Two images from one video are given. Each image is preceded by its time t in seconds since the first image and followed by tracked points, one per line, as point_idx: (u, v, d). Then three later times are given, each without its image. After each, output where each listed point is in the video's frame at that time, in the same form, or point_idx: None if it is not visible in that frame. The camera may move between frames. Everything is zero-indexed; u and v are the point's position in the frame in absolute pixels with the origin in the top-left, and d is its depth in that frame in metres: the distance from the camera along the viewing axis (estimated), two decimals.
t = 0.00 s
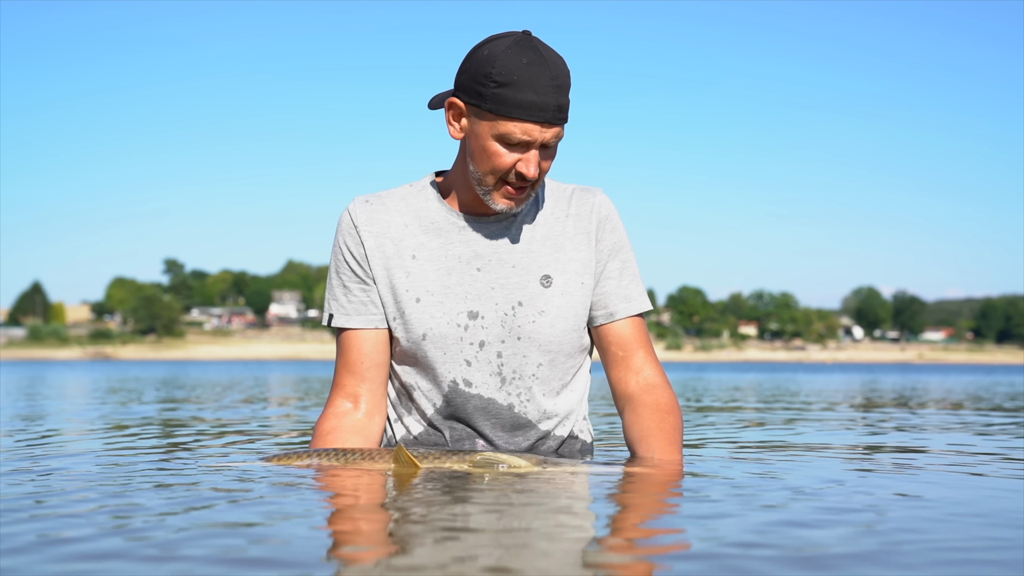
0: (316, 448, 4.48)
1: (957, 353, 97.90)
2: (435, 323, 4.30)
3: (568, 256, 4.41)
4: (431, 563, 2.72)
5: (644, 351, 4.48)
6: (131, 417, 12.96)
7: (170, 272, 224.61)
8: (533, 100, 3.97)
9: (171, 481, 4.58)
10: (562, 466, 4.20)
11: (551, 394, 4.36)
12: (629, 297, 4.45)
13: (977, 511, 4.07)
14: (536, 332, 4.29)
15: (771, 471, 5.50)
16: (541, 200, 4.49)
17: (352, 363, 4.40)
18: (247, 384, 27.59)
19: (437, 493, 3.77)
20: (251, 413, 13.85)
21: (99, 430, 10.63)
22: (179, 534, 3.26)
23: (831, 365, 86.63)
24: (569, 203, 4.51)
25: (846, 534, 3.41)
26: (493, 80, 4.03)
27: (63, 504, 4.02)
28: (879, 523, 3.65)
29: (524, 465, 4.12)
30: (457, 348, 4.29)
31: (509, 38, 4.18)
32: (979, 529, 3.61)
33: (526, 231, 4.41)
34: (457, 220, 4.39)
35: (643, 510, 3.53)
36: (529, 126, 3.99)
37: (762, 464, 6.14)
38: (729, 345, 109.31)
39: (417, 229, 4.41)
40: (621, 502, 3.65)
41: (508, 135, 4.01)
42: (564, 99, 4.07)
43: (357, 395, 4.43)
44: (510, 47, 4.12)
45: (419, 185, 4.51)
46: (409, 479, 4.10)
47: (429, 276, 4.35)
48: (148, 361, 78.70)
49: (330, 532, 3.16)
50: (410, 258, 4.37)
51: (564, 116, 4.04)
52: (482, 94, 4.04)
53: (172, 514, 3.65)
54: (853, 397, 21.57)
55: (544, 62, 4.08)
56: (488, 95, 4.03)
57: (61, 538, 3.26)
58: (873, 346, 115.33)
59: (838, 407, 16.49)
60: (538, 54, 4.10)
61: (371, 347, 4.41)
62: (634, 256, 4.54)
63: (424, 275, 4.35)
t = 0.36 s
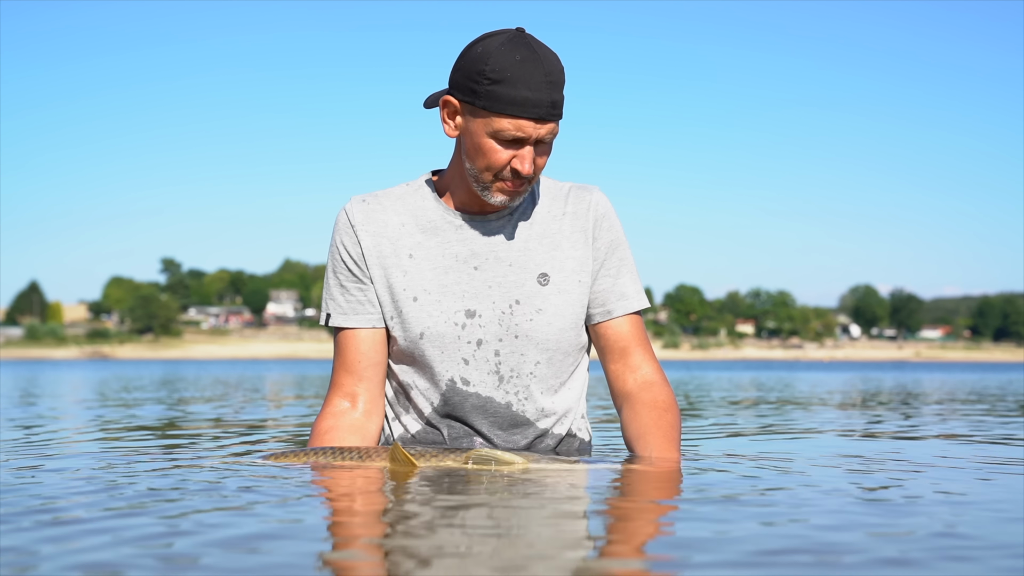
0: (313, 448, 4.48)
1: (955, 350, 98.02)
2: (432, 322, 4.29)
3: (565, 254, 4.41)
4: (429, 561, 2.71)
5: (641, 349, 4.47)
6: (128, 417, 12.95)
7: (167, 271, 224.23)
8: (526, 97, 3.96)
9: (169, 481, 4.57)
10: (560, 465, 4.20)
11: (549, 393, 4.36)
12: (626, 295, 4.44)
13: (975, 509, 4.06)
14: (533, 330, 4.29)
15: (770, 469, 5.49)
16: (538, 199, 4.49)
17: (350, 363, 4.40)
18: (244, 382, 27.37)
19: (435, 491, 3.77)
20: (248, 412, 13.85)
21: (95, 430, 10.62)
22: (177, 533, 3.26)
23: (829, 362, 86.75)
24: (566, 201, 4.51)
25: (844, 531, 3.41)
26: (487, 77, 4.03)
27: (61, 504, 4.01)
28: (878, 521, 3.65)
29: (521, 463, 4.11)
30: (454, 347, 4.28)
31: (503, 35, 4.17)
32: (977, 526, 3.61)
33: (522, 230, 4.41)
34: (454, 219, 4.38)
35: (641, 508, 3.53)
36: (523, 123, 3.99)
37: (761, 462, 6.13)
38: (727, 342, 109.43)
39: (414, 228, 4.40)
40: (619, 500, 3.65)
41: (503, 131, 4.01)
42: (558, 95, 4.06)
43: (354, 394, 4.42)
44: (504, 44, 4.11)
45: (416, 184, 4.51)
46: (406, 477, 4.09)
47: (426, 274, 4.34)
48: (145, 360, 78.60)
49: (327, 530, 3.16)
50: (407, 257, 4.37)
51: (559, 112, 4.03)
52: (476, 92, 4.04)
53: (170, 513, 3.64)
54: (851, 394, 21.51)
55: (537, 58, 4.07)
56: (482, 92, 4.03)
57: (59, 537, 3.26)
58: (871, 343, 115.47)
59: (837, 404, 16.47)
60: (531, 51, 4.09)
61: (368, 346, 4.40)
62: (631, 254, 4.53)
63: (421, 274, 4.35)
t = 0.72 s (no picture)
0: (312, 445, 4.45)
1: (954, 348, 98.00)
2: (433, 317, 4.28)
3: (566, 250, 4.39)
4: (430, 559, 2.68)
5: (642, 346, 4.45)
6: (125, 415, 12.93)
7: (166, 270, 224.15)
8: (525, 91, 3.94)
9: (166, 479, 4.54)
10: (559, 462, 4.17)
11: (549, 388, 4.34)
12: (627, 292, 4.43)
13: (976, 506, 4.05)
14: (534, 325, 4.27)
15: (769, 468, 5.47)
16: (539, 195, 4.48)
17: (349, 360, 4.38)
18: (243, 381, 27.37)
19: (435, 489, 3.75)
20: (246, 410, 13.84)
21: (93, 428, 10.59)
22: (175, 531, 3.23)
23: (828, 360, 86.84)
24: (567, 197, 4.49)
25: (848, 529, 3.39)
26: (486, 72, 4.01)
27: (58, 502, 3.98)
28: (880, 518, 3.63)
29: (523, 460, 4.06)
30: (455, 342, 4.27)
31: (501, 32, 4.15)
32: (981, 524, 3.59)
33: (523, 225, 4.39)
34: (454, 215, 4.37)
35: (644, 505, 3.50)
36: (522, 117, 3.97)
37: (760, 460, 6.11)
38: (726, 340, 109.49)
39: (414, 224, 4.38)
40: (620, 498, 3.62)
41: (502, 127, 3.99)
42: (557, 89, 4.04)
43: (353, 391, 4.40)
44: (503, 40, 4.10)
45: (416, 181, 4.49)
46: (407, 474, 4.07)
47: (427, 270, 4.32)
48: (145, 358, 78.58)
49: (328, 529, 3.13)
50: (407, 252, 4.35)
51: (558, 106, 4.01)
52: (475, 87, 4.03)
53: (168, 511, 3.62)
54: (847, 392, 21.49)
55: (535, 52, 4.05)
56: (481, 87, 4.01)
57: (57, 536, 3.23)
58: (869, 341, 115.52)
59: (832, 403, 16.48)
60: (529, 45, 4.08)
61: (366, 344, 4.38)
62: (632, 251, 4.51)
63: (422, 270, 4.33)
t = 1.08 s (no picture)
0: (311, 445, 4.44)
1: (953, 347, 97.89)
2: (433, 317, 4.26)
3: (567, 251, 4.38)
4: (430, 560, 2.67)
5: (642, 347, 4.44)
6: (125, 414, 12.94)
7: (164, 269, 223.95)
8: (509, 66, 3.97)
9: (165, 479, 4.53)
10: (559, 462, 4.16)
11: (549, 389, 4.33)
12: (628, 293, 4.41)
13: (978, 506, 4.04)
14: (534, 326, 4.26)
15: (770, 467, 5.45)
16: (539, 195, 4.46)
17: (348, 361, 4.37)
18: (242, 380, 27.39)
19: (434, 489, 3.73)
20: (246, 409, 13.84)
21: (93, 427, 10.58)
22: (174, 530, 3.22)
23: (827, 359, 86.95)
24: (567, 197, 4.48)
25: (849, 529, 3.38)
26: (474, 50, 4.05)
27: (57, 502, 3.97)
28: (881, 518, 3.62)
29: (523, 461, 4.05)
30: (455, 343, 4.26)
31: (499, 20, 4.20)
32: (982, 523, 3.58)
33: (524, 225, 4.38)
34: (454, 215, 4.35)
35: (644, 506, 3.49)
36: (506, 92, 3.99)
37: (761, 459, 6.09)
38: (724, 339, 109.56)
39: (414, 224, 4.37)
40: (621, 497, 3.61)
41: (487, 101, 4.02)
42: (546, 69, 4.04)
43: (352, 391, 4.40)
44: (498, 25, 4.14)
45: (417, 180, 4.48)
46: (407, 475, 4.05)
47: (427, 270, 4.31)
48: (144, 357, 78.60)
49: (327, 528, 3.12)
50: (408, 253, 4.34)
51: (544, 85, 4.01)
52: (465, 65, 4.07)
53: (168, 510, 3.61)
54: (848, 391, 21.40)
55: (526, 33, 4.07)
56: (469, 64, 4.05)
57: (56, 535, 3.22)
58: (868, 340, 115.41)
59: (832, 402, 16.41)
60: (521, 28, 4.10)
61: (366, 344, 4.37)
62: (633, 252, 4.50)
63: (422, 270, 4.31)
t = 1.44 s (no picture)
0: (310, 445, 4.44)
1: (951, 347, 97.89)
2: (431, 319, 4.26)
3: (566, 252, 4.38)
4: (428, 560, 2.66)
5: (641, 348, 4.44)
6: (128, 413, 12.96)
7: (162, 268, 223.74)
8: (497, 51, 4.05)
9: (163, 479, 4.53)
10: (557, 462, 4.17)
11: (548, 390, 4.33)
12: (626, 293, 4.41)
13: (976, 506, 4.04)
14: (533, 327, 4.26)
15: (768, 467, 5.45)
16: (538, 195, 4.46)
17: (346, 362, 4.37)
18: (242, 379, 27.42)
19: (433, 488, 3.73)
20: (246, 408, 13.86)
21: (95, 426, 10.60)
22: (172, 530, 3.22)
23: (827, 359, 87.04)
24: (566, 197, 4.48)
25: (847, 530, 3.38)
26: (466, 40, 4.16)
27: (56, 502, 3.97)
28: (880, 519, 3.62)
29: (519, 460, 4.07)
30: (454, 345, 4.25)
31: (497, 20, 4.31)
32: (980, 524, 3.58)
33: (522, 226, 4.38)
34: (453, 215, 4.35)
35: (643, 507, 3.49)
36: (493, 75, 4.06)
37: (758, 459, 6.09)
38: (723, 338, 109.55)
39: (413, 225, 4.37)
40: (619, 498, 3.61)
41: (475, 85, 4.09)
42: (536, 58, 4.11)
43: (351, 392, 4.40)
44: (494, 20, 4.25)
45: (416, 181, 4.48)
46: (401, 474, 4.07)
47: (425, 271, 4.31)
48: (142, 356, 78.53)
49: (326, 528, 3.12)
50: (406, 254, 4.34)
51: (532, 71, 4.08)
52: (457, 55, 4.17)
53: (166, 510, 3.61)
54: (845, 391, 21.36)
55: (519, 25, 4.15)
56: (462, 53, 4.15)
57: (55, 535, 3.22)
58: (866, 340, 115.42)
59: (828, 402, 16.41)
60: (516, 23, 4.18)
61: (365, 345, 4.37)
62: (632, 252, 4.50)
63: (421, 271, 4.31)
